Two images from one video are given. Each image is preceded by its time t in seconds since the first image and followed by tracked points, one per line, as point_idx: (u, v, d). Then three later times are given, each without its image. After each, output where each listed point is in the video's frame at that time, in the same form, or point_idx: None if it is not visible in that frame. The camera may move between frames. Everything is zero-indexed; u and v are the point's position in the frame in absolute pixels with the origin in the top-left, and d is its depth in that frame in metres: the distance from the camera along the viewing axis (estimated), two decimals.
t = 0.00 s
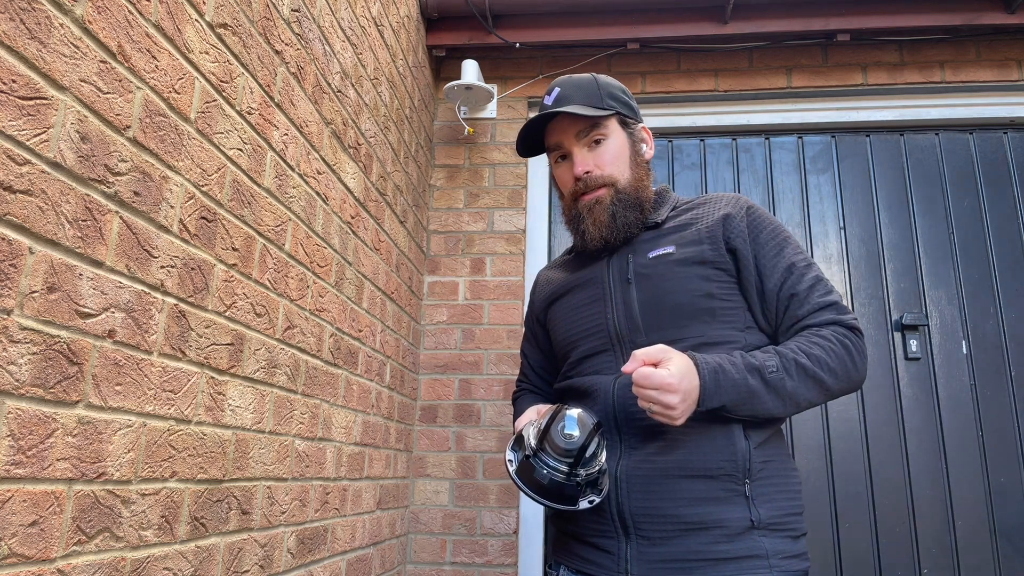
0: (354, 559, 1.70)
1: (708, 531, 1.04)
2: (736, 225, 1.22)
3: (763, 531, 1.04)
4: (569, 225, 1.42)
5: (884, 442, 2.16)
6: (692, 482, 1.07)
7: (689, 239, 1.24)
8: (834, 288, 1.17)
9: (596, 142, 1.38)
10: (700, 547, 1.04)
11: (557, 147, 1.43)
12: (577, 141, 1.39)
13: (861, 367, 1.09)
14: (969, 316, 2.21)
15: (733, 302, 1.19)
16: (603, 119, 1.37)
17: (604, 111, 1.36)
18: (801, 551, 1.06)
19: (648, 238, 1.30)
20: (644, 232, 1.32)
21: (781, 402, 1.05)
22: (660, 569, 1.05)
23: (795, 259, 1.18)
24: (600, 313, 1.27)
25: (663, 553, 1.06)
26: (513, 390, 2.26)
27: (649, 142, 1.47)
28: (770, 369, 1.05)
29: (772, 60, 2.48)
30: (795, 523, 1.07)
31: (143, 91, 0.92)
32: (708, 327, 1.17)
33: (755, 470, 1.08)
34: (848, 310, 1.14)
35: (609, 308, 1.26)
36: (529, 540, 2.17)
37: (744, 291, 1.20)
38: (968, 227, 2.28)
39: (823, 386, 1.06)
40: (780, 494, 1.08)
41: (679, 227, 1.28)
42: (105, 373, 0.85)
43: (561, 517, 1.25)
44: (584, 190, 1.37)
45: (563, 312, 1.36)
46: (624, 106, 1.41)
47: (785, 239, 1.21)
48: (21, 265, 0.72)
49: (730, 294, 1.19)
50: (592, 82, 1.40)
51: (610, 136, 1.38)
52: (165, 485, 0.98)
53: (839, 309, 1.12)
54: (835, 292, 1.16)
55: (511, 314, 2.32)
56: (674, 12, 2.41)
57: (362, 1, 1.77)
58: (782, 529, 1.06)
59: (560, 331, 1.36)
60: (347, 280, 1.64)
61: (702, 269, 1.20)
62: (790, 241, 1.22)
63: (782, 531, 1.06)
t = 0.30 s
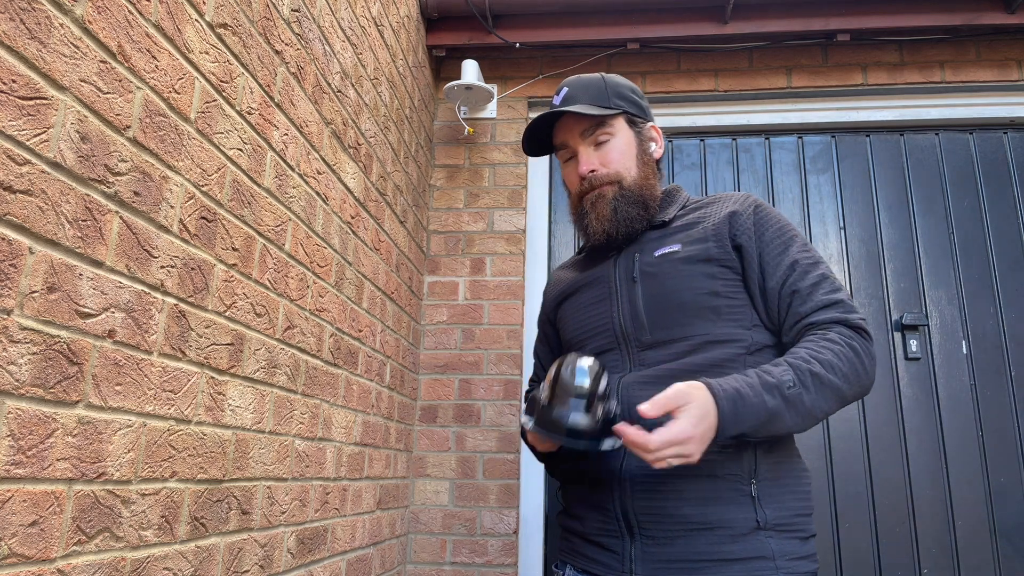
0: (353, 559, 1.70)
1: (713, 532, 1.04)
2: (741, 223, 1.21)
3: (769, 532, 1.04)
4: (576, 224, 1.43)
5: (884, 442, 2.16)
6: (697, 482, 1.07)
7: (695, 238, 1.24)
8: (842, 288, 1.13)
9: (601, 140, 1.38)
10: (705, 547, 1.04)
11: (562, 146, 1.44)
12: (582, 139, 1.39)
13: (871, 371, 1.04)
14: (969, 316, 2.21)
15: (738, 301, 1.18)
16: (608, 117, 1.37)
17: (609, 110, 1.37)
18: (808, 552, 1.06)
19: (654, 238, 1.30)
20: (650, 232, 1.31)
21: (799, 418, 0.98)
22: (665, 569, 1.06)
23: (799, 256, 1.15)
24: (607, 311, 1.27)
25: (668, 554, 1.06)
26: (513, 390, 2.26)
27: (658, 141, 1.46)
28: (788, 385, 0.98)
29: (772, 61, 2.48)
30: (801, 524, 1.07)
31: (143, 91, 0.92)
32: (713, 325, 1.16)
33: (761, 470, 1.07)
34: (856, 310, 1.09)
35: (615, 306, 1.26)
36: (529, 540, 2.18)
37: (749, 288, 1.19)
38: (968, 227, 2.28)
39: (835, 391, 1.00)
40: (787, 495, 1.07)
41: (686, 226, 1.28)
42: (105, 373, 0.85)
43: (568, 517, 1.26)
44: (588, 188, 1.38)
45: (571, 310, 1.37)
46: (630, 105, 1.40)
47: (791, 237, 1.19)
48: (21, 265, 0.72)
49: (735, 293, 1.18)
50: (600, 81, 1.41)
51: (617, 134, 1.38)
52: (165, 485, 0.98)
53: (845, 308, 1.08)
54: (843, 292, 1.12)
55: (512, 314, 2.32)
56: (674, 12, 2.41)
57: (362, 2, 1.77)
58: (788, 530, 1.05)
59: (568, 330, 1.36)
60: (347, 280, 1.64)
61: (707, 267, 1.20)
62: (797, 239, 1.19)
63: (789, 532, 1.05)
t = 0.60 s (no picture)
0: (353, 559, 1.70)
1: (702, 528, 1.03)
2: (750, 211, 1.15)
3: (761, 528, 1.01)
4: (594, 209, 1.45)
5: (884, 442, 2.16)
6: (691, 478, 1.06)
7: (702, 227, 1.21)
8: (859, 281, 1.02)
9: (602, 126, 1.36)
10: (697, 545, 1.02)
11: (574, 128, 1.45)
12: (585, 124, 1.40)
13: (867, 377, 0.96)
14: (969, 316, 2.21)
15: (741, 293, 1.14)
16: (609, 102, 1.34)
17: (609, 94, 1.34)
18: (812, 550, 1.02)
19: (665, 226, 1.28)
20: (662, 219, 1.30)
21: (758, 422, 0.96)
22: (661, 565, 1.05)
23: (809, 245, 1.06)
24: (616, 303, 1.28)
25: (665, 551, 1.05)
26: (513, 390, 2.26)
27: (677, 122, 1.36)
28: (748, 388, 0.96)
29: (772, 61, 2.47)
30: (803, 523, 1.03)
31: (143, 91, 0.92)
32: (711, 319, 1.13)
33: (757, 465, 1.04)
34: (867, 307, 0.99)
35: (622, 298, 1.26)
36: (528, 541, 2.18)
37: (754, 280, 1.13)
38: (968, 227, 2.28)
39: (814, 398, 0.95)
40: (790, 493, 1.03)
41: (697, 214, 1.24)
42: (105, 373, 0.85)
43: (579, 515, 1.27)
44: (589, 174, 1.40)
45: (591, 299, 1.39)
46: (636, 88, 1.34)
47: (806, 224, 1.09)
48: (21, 265, 0.72)
49: (737, 285, 1.14)
50: (614, 61, 1.38)
51: (619, 118, 1.34)
52: (165, 485, 0.98)
53: (852, 305, 0.99)
54: (859, 286, 1.01)
55: (511, 314, 2.32)
56: (674, 12, 2.40)
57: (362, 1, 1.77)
58: (785, 526, 1.01)
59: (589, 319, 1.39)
60: (347, 280, 1.64)
61: (709, 258, 1.17)
62: (814, 225, 1.09)
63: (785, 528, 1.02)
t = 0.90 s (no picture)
0: (354, 559, 1.70)
1: (672, 526, 0.94)
2: (757, 191, 0.99)
3: (729, 529, 0.90)
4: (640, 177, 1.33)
5: (884, 441, 2.16)
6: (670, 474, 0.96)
7: (713, 209, 1.06)
8: (869, 276, 0.84)
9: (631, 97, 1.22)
10: (670, 544, 0.93)
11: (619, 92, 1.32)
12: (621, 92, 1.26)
13: (854, 393, 0.82)
14: (970, 316, 2.21)
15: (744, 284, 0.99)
16: (636, 71, 1.19)
17: (634, 64, 1.18)
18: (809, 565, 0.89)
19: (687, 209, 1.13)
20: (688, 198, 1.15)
21: (717, 432, 0.87)
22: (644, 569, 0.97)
23: (816, 230, 0.89)
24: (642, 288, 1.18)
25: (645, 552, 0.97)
26: (513, 390, 2.26)
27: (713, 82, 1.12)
28: (707, 395, 0.88)
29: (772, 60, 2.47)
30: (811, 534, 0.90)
31: (143, 91, 0.92)
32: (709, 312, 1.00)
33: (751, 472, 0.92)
34: (870, 310, 0.83)
35: (646, 285, 1.16)
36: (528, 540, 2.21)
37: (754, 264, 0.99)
38: (968, 227, 2.28)
39: (779, 411, 0.84)
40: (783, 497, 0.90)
41: (713, 194, 1.07)
42: (105, 373, 0.85)
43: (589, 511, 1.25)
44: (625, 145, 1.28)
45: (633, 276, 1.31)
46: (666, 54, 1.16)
47: (819, 203, 0.91)
48: (22, 265, 0.72)
49: (739, 276, 1.00)
50: (653, 23, 1.20)
51: (646, 89, 1.18)
52: (165, 485, 0.98)
53: (849, 307, 0.83)
54: (867, 282, 0.84)
55: (511, 314, 2.32)
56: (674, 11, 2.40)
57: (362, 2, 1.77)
58: (763, 530, 0.89)
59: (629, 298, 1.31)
60: (347, 280, 1.64)
61: (713, 246, 1.03)
62: (829, 204, 0.90)
63: (762, 532, 0.89)
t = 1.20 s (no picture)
0: (354, 559, 1.70)
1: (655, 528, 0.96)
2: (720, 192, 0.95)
3: (671, 536, 0.93)
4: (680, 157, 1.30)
5: (884, 441, 2.16)
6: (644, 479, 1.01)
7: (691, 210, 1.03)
8: (813, 286, 0.76)
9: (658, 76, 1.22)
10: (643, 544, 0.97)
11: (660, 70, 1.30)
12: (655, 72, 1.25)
13: (797, 413, 0.75)
14: (969, 316, 2.21)
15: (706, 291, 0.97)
16: (657, 52, 1.18)
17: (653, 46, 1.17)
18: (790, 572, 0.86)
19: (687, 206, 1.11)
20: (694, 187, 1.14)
21: (668, 445, 0.84)
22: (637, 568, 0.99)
23: (761, 236, 0.83)
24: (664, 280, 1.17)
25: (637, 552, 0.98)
26: (513, 390, 2.26)
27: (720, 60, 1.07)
28: (659, 406, 0.85)
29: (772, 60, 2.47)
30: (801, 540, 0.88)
31: (143, 91, 0.92)
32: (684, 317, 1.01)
33: (731, 479, 0.91)
34: (809, 324, 0.75)
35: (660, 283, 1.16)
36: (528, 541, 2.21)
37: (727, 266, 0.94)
38: (968, 227, 2.28)
39: (718, 430, 0.80)
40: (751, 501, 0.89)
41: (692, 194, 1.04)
42: (105, 373, 0.85)
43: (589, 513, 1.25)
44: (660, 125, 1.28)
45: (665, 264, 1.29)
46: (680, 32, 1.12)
47: (769, 205, 0.84)
48: (21, 265, 0.72)
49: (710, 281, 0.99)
50: None
51: (664, 71, 1.17)
52: (165, 485, 0.98)
53: (787, 321, 0.76)
54: (809, 293, 0.76)
55: (511, 314, 2.32)
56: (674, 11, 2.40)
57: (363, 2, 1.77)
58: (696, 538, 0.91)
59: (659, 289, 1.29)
60: (347, 280, 1.64)
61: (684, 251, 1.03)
62: (778, 206, 0.83)
63: (697, 538, 0.90)
